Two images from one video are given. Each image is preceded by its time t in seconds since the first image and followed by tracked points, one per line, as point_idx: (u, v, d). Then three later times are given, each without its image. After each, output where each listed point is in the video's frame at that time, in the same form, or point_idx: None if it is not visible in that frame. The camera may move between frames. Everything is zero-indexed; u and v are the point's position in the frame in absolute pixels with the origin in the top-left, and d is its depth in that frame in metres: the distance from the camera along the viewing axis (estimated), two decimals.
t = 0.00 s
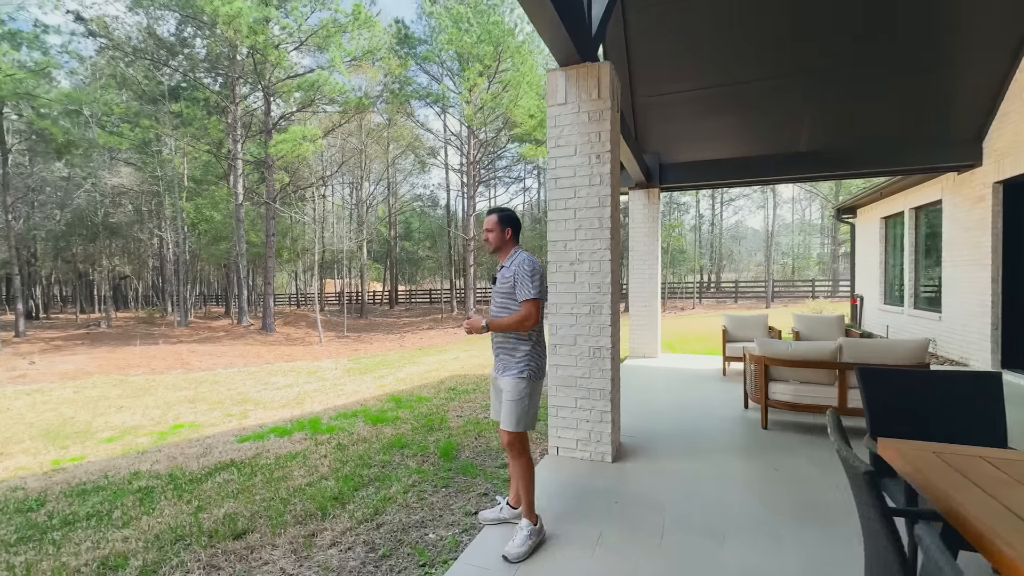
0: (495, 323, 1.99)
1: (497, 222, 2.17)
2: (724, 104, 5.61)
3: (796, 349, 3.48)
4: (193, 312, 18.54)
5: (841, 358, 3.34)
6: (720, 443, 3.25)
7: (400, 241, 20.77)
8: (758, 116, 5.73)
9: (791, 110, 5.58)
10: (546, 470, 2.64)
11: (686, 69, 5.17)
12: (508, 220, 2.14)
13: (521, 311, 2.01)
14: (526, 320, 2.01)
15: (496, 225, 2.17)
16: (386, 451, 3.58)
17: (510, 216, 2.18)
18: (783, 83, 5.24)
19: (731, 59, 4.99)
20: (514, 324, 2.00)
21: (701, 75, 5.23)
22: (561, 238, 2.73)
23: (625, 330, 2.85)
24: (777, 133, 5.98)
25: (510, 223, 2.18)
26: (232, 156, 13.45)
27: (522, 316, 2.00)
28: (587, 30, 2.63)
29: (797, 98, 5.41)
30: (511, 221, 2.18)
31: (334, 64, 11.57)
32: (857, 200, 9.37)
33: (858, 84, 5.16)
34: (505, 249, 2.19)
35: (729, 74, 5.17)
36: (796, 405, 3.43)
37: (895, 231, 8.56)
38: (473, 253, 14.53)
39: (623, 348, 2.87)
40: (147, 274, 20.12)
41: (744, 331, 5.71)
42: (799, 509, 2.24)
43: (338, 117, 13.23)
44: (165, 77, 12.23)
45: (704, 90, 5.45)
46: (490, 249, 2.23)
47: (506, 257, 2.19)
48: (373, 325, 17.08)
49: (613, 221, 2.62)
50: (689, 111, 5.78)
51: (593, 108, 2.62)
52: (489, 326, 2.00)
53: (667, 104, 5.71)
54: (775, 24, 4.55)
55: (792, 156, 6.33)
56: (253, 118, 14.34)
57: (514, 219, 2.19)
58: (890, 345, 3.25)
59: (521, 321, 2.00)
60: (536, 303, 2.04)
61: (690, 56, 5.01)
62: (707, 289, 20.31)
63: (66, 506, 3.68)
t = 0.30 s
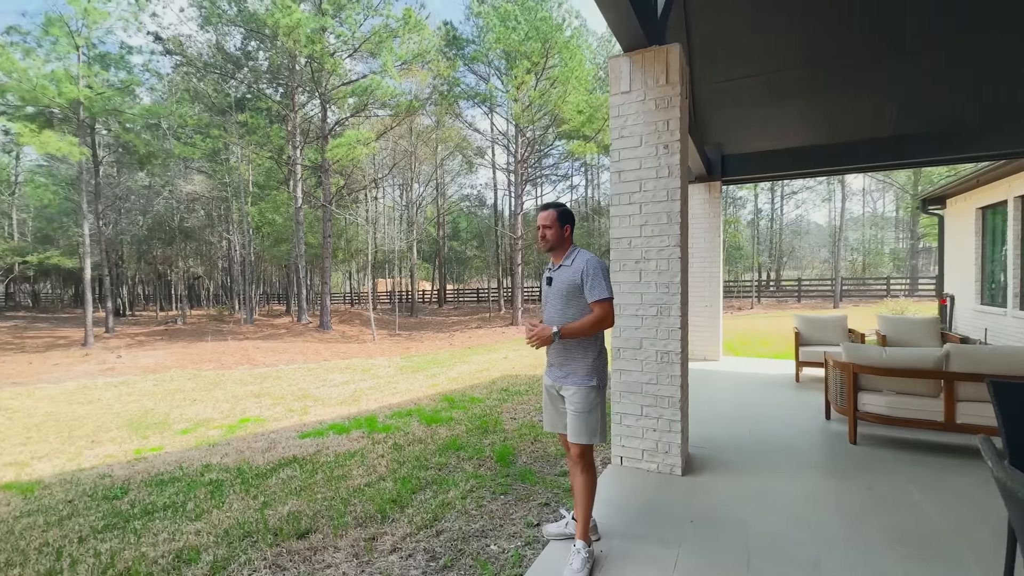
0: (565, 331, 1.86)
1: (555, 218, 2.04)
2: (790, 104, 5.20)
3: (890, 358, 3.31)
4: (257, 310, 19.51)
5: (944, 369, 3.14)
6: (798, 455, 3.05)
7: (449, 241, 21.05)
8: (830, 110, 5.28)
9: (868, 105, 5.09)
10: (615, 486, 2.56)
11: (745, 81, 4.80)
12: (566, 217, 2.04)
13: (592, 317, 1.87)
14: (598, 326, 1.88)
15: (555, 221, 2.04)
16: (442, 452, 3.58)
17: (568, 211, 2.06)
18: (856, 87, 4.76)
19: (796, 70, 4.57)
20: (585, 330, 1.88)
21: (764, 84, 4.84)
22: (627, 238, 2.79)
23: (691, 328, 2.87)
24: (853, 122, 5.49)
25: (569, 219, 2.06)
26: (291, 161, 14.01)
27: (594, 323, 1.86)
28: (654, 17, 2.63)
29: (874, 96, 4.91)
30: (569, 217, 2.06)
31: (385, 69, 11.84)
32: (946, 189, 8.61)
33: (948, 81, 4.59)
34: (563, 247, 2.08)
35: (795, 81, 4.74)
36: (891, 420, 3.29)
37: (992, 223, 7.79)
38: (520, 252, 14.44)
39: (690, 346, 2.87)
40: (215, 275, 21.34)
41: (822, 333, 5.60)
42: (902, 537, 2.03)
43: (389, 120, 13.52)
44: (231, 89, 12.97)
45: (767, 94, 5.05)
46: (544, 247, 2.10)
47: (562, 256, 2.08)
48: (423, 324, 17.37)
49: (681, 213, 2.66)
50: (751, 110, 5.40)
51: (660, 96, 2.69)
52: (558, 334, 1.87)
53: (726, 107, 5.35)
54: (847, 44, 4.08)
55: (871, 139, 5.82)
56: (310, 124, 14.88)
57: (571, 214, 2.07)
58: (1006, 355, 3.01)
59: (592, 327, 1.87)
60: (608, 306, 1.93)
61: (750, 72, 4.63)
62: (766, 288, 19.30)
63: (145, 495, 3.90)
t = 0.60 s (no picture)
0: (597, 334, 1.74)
1: (595, 215, 1.92)
2: (857, 96, 4.66)
3: (976, 367, 3.00)
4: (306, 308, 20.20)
5: None
6: (866, 472, 2.80)
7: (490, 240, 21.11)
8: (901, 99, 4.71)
9: (948, 89, 4.49)
10: (664, 504, 2.38)
11: (805, 80, 4.33)
12: (608, 213, 1.91)
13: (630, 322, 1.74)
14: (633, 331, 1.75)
15: (596, 219, 1.92)
16: (481, 455, 3.53)
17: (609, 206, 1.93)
18: (930, 81, 4.31)
19: (862, 68, 4.11)
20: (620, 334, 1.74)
21: (824, 82, 4.39)
22: (675, 235, 2.63)
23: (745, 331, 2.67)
24: (926, 109, 4.93)
25: (609, 215, 1.93)
26: (337, 165, 14.43)
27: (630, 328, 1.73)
28: None
29: (959, 81, 4.31)
30: (610, 213, 1.93)
31: (426, 72, 12.00)
32: None
33: None
34: (605, 247, 1.95)
35: (863, 75, 4.23)
36: (977, 437, 2.99)
37: None
38: (561, 251, 14.26)
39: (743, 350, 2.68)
40: (269, 275, 22.28)
41: (896, 337, 5.22)
42: (1004, 575, 1.76)
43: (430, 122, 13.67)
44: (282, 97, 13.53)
45: (829, 90, 4.54)
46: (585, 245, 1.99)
47: (604, 256, 1.95)
48: (464, 323, 17.47)
49: (734, 209, 2.48)
50: (810, 105, 4.89)
51: (710, 83, 2.53)
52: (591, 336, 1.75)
53: (782, 103, 4.86)
54: (921, 43, 3.68)
55: (950, 119, 5.16)
56: (356, 128, 15.27)
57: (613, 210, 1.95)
58: None
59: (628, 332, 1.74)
60: (646, 311, 1.78)
61: (809, 72, 4.18)
62: (822, 287, 18.27)
63: (197, 487, 4.04)
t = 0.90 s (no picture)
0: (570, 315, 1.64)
1: (628, 210, 1.77)
2: (929, 76, 4.20)
3: None
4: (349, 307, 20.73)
5: None
6: (932, 496, 2.52)
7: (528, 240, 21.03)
8: (981, 78, 4.21)
9: None
10: (700, 523, 2.21)
11: (867, 62, 3.94)
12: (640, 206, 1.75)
13: (607, 313, 1.59)
14: (605, 322, 1.58)
15: (627, 213, 1.77)
16: (509, 460, 3.46)
17: (646, 200, 1.77)
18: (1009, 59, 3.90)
19: (930, 48, 3.73)
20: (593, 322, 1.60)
21: (884, 67, 4.03)
22: (713, 233, 2.44)
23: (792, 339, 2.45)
24: (1002, 90, 4.48)
25: (644, 210, 1.76)
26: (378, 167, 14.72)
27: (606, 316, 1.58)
28: None
29: None
30: (645, 207, 1.77)
31: (462, 73, 12.09)
32: None
33: None
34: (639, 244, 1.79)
35: (934, 53, 3.81)
36: None
37: None
38: (599, 251, 13.97)
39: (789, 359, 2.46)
40: (315, 274, 23.05)
41: (970, 345, 4.79)
42: None
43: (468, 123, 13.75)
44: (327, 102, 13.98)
45: (893, 72, 4.13)
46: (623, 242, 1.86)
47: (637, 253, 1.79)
48: (502, 323, 17.44)
49: (780, 205, 2.27)
50: (872, 90, 4.47)
51: (752, 69, 2.33)
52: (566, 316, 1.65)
53: (840, 89, 4.45)
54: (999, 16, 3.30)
55: None
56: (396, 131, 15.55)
57: (652, 203, 1.77)
58: None
59: (603, 320, 1.59)
60: (643, 309, 1.60)
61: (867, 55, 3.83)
62: (882, 289, 17.11)
63: (233, 481, 4.14)
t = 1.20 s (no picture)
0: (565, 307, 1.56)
1: (659, 204, 1.63)
2: (997, 59, 3.82)
3: None
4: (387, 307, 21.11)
5: None
6: (1010, 526, 2.24)
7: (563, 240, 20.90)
8: None
9: None
10: (737, 546, 2.05)
11: (926, 46, 3.62)
12: (673, 200, 1.61)
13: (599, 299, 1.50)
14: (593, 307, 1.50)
15: (658, 207, 1.63)
16: (535, 466, 3.39)
17: (682, 192, 1.61)
18: None
19: (997, 28, 3.40)
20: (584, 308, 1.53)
21: (946, 50, 3.69)
22: (754, 232, 2.27)
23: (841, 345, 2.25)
24: None
25: (677, 205, 1.61)
26: (414, 169, 14.91)
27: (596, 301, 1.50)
28: None
29: None
30: (679, 202, 1.61)
31: (496, 74, 12.14)
32: None
33: None
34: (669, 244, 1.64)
35: (1005, 32, 3.45)
36: None
37: None
38: (635, 251, 13.67)
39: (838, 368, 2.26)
40: (354, 274, 23.62)
41: None
42: None
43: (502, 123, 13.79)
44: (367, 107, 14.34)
45: (956, 56, 3.78)
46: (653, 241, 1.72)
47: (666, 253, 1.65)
48: (536, 323, 17.37)
49: (829, 200, 2.07)
50: (930, 76, 4.11)
51: (797, 53, 2.15)
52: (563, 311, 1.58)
53: (894, 76, 4.12)
54: None
55: None
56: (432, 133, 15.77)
57: (689, 197, 1.61)
58: None
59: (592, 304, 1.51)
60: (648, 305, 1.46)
61: (929, 37, 3.49)
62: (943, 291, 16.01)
63: (266, 478, 4.20)
